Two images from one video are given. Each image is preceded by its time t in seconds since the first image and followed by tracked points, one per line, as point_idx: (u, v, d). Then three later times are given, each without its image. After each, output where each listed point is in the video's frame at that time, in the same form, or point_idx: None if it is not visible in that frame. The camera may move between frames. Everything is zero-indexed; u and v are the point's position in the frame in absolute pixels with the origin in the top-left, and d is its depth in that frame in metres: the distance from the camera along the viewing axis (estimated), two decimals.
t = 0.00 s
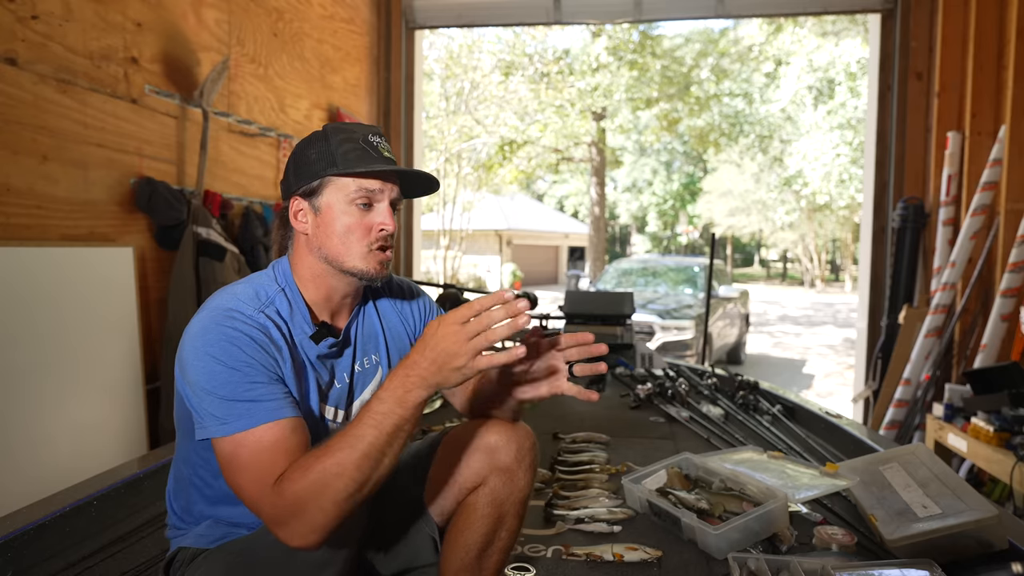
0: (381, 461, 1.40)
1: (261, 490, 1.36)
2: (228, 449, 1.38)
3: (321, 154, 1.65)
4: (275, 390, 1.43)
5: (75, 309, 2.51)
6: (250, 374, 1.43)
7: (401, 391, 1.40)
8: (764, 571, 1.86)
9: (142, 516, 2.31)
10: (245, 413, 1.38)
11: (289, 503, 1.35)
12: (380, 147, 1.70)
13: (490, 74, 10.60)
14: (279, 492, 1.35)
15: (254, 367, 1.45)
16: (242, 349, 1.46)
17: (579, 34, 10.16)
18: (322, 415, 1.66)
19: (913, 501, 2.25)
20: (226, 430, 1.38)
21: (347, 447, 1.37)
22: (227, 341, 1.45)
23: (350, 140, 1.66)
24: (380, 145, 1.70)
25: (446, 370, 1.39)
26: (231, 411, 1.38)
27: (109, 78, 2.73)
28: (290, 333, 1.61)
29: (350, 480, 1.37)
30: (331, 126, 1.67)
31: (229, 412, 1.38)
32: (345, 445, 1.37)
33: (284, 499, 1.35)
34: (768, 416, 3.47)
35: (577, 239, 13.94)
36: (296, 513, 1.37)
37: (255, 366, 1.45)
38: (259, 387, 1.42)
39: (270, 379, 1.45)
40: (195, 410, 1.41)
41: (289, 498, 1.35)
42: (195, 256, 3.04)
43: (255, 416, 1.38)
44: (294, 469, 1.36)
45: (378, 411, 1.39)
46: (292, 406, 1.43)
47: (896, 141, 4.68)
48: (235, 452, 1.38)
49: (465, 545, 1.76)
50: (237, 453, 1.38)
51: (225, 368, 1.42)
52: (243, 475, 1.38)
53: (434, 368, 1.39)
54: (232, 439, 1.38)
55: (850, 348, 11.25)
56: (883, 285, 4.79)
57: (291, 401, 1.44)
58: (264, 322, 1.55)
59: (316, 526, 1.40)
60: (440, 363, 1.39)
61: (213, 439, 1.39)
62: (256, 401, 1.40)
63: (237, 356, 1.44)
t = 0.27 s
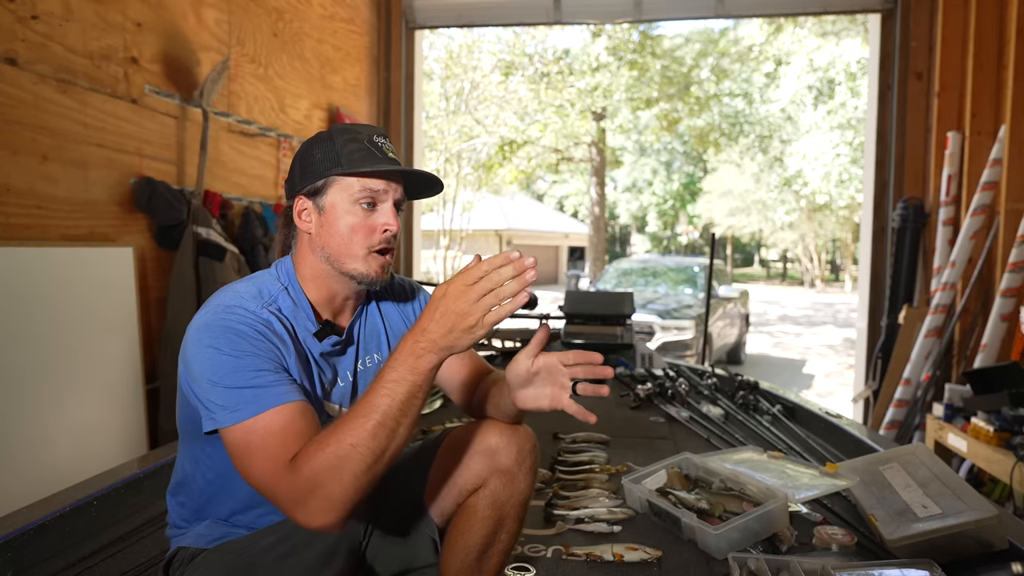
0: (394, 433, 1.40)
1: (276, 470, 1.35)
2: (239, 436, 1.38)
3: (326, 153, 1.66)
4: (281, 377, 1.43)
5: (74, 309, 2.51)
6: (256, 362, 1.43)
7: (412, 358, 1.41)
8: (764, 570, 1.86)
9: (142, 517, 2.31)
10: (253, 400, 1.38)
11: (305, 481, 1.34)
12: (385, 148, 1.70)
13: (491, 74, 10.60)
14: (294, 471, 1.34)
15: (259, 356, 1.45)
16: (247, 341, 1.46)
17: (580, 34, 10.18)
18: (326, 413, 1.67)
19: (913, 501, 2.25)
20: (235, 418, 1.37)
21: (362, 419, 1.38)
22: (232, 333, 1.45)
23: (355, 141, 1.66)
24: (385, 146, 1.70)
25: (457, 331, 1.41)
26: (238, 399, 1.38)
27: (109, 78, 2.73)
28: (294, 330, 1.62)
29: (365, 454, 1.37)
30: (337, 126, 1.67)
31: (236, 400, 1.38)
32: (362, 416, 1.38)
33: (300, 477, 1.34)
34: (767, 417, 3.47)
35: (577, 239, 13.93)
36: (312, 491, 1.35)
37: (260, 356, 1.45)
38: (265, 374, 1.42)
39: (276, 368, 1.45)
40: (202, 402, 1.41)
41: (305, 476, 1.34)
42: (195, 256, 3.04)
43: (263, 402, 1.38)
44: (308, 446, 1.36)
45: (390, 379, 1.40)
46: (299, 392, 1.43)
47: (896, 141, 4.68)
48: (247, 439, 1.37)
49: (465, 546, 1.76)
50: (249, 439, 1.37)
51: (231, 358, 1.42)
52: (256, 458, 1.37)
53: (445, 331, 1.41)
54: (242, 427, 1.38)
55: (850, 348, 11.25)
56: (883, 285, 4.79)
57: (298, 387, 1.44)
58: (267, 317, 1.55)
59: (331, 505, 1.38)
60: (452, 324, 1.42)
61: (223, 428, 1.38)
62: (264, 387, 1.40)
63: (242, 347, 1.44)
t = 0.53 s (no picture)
0: (416, 425, 1.43)
1: (292, 461, 1.36)
2: (250, 430, 1.38)
3: (328, 153, 1.66)
4: (287, 372, 1.43)
5: (74, 309, 2.51)
6: (261, 359, 1.43)
7: (437, 352, 1.43)
8: (764, 571, 1.86)
9: (141, 517, 2.31)
10: (260, 396, 1.38)
11: (324, 471, 1.35)
12: (387, 149, 1.70)
13: (490, 74, 10.60)
14: (314, 462, 1.35)
15: (264, 353, 1.45)
16: (251, 338, 1.46)
17: (579, 34, 10.19)
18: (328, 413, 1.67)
19: (913, 501, 2.25)
20: (243, 414, 1.37)
21: (385, 409, 1.40)
22: (235, 332, 1.46)
23: (357, 142, 1.66)
24: (387, 147, 1.70)
25: (484, 327, 1.43)
26: (246, 395, 1.38)
27: (109, 78, 2.73)
28: (297, 329, 1.62)
29: (387, 444, 1.39)
30: (340, 127, 1.68)
31: (243, 396, 1.38)
32: (387, 406, 1.40)
33: (319, 467, 1.35)
34: (768, 417, 3.47)
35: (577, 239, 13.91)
36: (329, 482, 1.36)
37: (264, 353, 1.45)
38: (272, 370, 1.42)
39: (281, 364, 1.45)
40: (208, 399, 1.41)
41: (324, 466, 1.35)
42: (196, 256, 3.04)
43: (271, 397, 1.38)
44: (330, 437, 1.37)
45: (414, 371, 1.43)
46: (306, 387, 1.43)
47: (896, 141, 4.68)
48: (258, 433, 1.37)
49: (465, 546, 1.76)
50: (260, 432, 1.37)
51: (236, 355, 1.42)
52: (269, 449, 1.37)
53: (472, 327, 1.43)
54: (251, 422, 1.37)
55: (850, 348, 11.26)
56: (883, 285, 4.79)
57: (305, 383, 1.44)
58: (270, 316, 1.55)
59: (348, 496, 1.39)
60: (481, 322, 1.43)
61: (231, 424, 1.38)
62: (271, 381, 1.40)
63: (245, 345, 1.44)
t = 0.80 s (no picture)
0: (431, 427, 1.44)
1: (303, 459, 1.35)
2: (258, 429, 1.37)
3: (337, 154, 1.66)
4: (292, 370, 1.43)
5: (74, 309, 2.51)
6: (266, 357, 1.43)
7: (456, 357, 1.44)
8: (764, 571, 1.86)
9: (141, 516, 2.31)
10: (265, 394, 1.38)
11: (337, 469, 1.36)
12: (395, 151, 1.71)
13: (490, 74, 10.61)
14: (325, 459, 1.35)
15: (269, 351, 1.45)
16: (255, 337, 1.46)
17: (579, 34, 10.19)
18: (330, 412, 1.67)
19: (913, 501, 2.25)
20: (250, 413, 1.37)
21: (402, 410, 1.41)
22: (239, 331, 1.46)
23: (366, 143, 1.66)
24: (395, 150, 1.71)
25: (505, 338, 1.42)
26: (252, 393, 1.38)
27: (109, 78, 2.73)
28: (300, 329, 1.62)
29: (400, 444, 1.40)
30: (348, 128, 1.68)
31: (249, 394, 1.38)
32: (403, 406, 1.41)
33: (332, 466, 1.36)
34: (768, 417, 3.47)
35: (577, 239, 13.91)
36: (342, 480, 1.37)
37: (269, 351, 1.45)
38: (277, 368, 1.41)
39: (286, 362, 1.45)
40: (213, 398, 1.41)
41: (337, 464, 1.36)
42: (195, 256, 3.04)
43: (276, 394, 1.38)
44: (345, 438, 1.38)
45: (431, 375, 1.43)
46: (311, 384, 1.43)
47: (896, 141, 4.68)
48: (266, 430, 1.37)
49: (462, 547, 1.76)
50: (267, 430, 1.37)
51: (240, 354, 1.42)
52: (279, 447, 1.36)
53: (493, 336, 1.42)
54: (257, 420, 1.37)
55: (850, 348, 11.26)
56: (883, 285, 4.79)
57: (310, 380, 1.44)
58: (272, 315, 1.55)
59: (358, 493, 1.40)
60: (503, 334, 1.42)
61: (237, 423, 1.38)
62: (277, 379, 1.40)
63: (249, 343, 1.44)
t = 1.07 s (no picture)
0: (429, 397, 1.43)
1: (308, 444, 1.35)
2: (261, 421, 1.38)
3: (345, 155, 1.66)
4: (294, 361, 1.43)
5: (74, 309, 2.51)
6: (267, 349, 1.43)
7: (444, 319, 1.44)
8: (764, 570, 1.86)
9: (141, 516, 2.31)
10: (268, 383, 1.38)
11: (343, 449, 1.36)
12: (403, 155, 1.71)
13: (490, 74, 10.60)
14: (330, 442, 1.35)
15: (270, 344, 1.45)
16: (256, 330, 1.46)
17: (579, 34, 10.20)
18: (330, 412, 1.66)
19: (913, 501, 2.25)
20: (253, 403, 1.37)
21: (400, 380, 1.40)
22: (239, 325, 1.46)
23: (375, 146, 1.67)
24: (403, 154, 1.71)
25: (487, 290, 1.44)
26: (254, 383, 1.38)
27: (109, 78, 2.73)
28: (301, 325, 1.62)
29: (402, 414, 1.40)
30: (358, 130, 1.68)
31: (251, 384, 1.38)
32: (400, 375, 1.41)
33: (337, 446, 1.35)
34: (768, 416, 3.47)
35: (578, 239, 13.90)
36: (349, 459, 1.37)
37: (270, 344, 1.45)
38: (279, 358, 1.42)
39: (288, 353, 1.45)
40: (215, 392, 1.41)
41: (341, 445, 1.36)
42: (195, 256, 3.04)
43: (279, 383, 1.38)
44: (346, 416, 1.38)
45: (424, 341, 1.43)
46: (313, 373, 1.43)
47: (896, 141, 4.68)
48: (269, 420, 1.37)
49: (461, 548, 1.76)
50: (271, 420, 1.37)
51: (241, 347, 1.42)
52: (282, 436, 1.36)
53: (475, 291, 1.44)
54: (260, 410, 1.37)
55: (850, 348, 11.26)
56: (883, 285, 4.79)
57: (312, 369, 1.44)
58: (273, 311, 1.56)
59: (369, 471, 1.40)
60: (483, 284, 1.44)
61: (240, 414, 1.38)
62: (279, 368, 1.40)
63: (250, 336, 1.44)
